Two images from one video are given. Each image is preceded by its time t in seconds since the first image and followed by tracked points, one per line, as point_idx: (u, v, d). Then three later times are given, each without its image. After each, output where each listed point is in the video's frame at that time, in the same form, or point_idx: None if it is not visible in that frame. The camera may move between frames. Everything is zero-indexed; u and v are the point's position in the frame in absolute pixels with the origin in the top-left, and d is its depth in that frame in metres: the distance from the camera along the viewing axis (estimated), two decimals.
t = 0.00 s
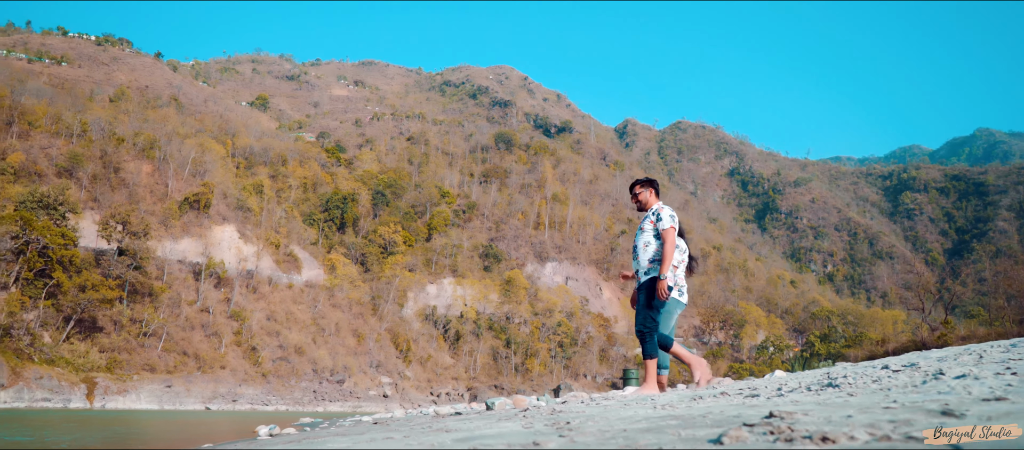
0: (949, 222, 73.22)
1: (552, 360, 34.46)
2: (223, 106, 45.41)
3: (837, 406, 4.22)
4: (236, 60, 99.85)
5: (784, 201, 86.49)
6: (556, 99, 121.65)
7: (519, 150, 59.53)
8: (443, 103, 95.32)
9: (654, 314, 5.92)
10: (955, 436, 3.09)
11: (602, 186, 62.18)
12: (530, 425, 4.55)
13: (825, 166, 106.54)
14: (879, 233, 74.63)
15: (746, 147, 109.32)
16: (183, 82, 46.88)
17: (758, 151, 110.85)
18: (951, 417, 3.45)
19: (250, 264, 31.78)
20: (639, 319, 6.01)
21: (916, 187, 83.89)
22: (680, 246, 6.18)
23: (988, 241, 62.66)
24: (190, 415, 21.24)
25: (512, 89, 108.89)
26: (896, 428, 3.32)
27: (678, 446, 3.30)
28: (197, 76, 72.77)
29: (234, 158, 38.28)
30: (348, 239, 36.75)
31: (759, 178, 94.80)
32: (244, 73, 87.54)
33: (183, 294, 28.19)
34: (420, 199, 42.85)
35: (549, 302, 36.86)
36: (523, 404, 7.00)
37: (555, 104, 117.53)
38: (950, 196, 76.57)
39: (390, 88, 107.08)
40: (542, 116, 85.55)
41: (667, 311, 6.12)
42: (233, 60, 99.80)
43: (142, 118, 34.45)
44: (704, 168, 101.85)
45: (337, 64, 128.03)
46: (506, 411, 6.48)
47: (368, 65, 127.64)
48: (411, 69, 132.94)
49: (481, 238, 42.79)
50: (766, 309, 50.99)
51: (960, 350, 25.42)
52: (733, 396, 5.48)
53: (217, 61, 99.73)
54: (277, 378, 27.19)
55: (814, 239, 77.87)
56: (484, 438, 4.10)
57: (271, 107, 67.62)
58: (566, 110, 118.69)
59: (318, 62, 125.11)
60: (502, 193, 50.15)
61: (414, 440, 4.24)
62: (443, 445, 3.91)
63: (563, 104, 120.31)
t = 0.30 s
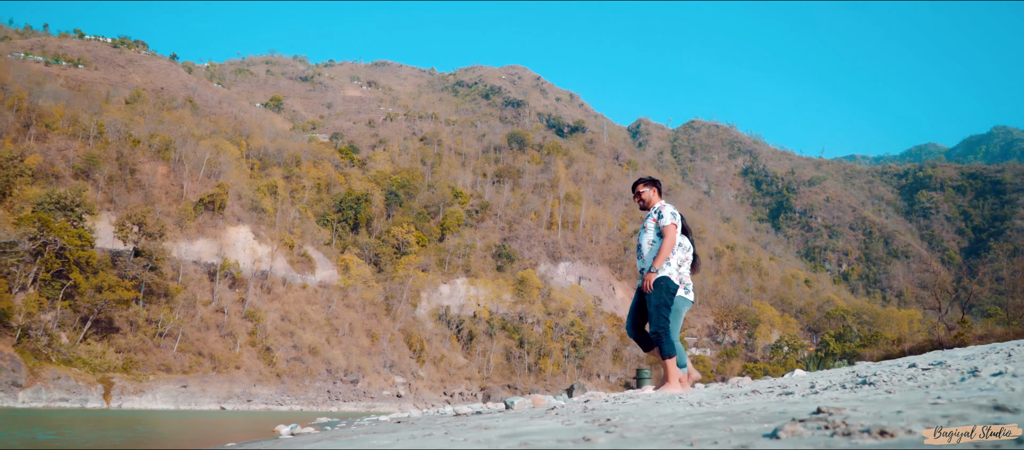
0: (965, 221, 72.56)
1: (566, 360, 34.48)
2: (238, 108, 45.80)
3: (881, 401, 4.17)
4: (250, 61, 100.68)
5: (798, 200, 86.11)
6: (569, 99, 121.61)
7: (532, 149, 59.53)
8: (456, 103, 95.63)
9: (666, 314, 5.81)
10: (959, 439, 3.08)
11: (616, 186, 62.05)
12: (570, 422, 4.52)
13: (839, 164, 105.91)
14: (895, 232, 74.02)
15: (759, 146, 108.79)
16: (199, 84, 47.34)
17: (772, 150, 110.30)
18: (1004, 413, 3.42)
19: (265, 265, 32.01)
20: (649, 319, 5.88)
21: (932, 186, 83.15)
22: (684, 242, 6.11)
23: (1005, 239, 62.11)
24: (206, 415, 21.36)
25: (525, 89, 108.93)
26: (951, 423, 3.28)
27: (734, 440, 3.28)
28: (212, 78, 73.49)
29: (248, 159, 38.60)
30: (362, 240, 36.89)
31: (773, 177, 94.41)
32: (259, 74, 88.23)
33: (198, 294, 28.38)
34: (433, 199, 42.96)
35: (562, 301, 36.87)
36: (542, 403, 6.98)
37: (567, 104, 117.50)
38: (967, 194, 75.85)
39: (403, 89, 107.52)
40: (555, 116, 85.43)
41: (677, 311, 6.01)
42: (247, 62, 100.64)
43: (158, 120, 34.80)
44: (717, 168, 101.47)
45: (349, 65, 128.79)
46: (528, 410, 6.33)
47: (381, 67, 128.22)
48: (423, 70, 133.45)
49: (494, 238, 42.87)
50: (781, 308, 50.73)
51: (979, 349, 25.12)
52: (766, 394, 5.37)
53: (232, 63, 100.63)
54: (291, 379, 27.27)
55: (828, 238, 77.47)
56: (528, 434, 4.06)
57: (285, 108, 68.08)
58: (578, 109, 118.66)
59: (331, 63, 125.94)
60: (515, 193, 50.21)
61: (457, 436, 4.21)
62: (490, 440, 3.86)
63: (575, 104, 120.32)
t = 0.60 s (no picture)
0: (970, 219, 72.41)
1: (569, 360, 34.46)
2: (242, 108, 45.88)
3: (910, 398, 4.15)
4: (254, 62, 100.93)
5: (802, 198, 86.01)
6: (572, 99, 121.67)
7: (536, 149, 59.53)
8: (459, 103, 95.76)
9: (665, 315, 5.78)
10: (961, 438, 2.92)
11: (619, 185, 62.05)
12: (598, 420, 4.52)
13: (843, 163, 105.70)
14: (899, 230, 73.80)
15: (763, 145, 108.61)
16: (202, 84, 47.50)
17: (776, 149, 110.21)
18: None
19: (268, 265, 32.09)
20: (651, 321, 5.83)
21: (937, 184, 82.98)
22: (676, 242, 6.14)
23: (1010, 238, 61.96)
24: (209, 415, 21.36)
25: (528, 89, 108.99)
26: (988, 417, 3.25)
27: (772, 436, 3.31)
28: (216, 79, 73.76)
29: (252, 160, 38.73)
30: (366, 240, 36.95)
31: (777, 176, 94.34)
32: (263, 75, 88.50)
33: (202, 294, 28.47)
34: (436, 199, 42.97)
35: (565, 301, 36.89)
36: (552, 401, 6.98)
37: (570, 103, 117.58)
38: (971, 192, 75.68)
39: (407, 89, 107.63)
40: (558, 115, 85.42)
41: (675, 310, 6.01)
42: (251, 63, 100.80)
43: (161, 121, 34.95)
44: (721, 167, 101.46)
45: (353, 65, 129.08)
46: (543, 408, 6.32)
47: (385, 67, 128.39)
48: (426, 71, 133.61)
49: (497, 238, 42.89)
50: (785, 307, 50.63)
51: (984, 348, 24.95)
52: (786, 392, 5.38)
53: (236, 63, 100.87)
54: (295, 379, 27.28)
55: (832, 237, 77.41)
56: (560, 431, 4.08)
57: (289, 108, 68.21)
58: (581, 109, 118.67)
59: (335, 64, 126.21)
60: (519, 193, 50.21)
61: (488, 433, 4.22)
62: (524, 438, 3.88)
63: (578, 103, 120.38)
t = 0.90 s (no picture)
0: (972, 218, 72.31)
1: (572, 359, 34.47)
2: (243, 108, 45.89)
3: (936, 394, 4.16)
4: (256, 62, 100.97)
5: (804, 197, 85.99)
6: (574, 98, 121.60)
7: (538, 149, 59.50)
8: (461, 103, 95.76)
9: (656, 318, 5.76)
10: (961, 439, 2.89)
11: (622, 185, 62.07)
12: (624, 416, 4.57)
13: (846, 162, 105.57)
14: (902, 229, 73.70)
15: (765, 144, 108.43)
16: (204, 85, 47.55)
17: (778, 147, 110.14)
18: None
19: (271, 265, 32.18)
20: (641, 326, 5.80)
21: (939, 183, 82.81)
22: (664, 246, 6.13)
23: (1013, 236, 61.85)
24: (213, 415, 21.41)
25: (531, 88, 108.80)
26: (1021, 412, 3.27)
27: (807, 431, 3.34)
28: (218, 79, 73.88)
29: (254, 160, 38.79)
30: (368, 240, 37.01)
31: (779, 175, 94.31)
32: (264, 75, 88.57)
33: (205, 295, 28.54)
34: (439, 199, 43.01)
35: (568, 300, 36.93)
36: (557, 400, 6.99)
37: (572, 103, 117.54)
38: (974, 190, 75.59)
39: (409, 89, 107.67)
40: (560, 115, 85.33)
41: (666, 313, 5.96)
42: (253, 63, 100.88)
43: (163, 122, 35.00)
44: (723, 166, 101.46)
45: (355, 65, 129.06)
46: (556, 406, 6.39)
47: (387, 67, 128.41)
48: (428, 71, 133.55)
49: (499, 238, 42.91)
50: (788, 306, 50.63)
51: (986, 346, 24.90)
52: (806, 389, 5.40)
53: (238, 64, 100.94)
54: (298, 379, 27.34)
55: (835, 236, 77.43)
56: (590, 427, 4.16)
57: (291, 108, 68.28)
58: (583, 108, 118.61)
59: (337, 64, 126.27)
60: (521, 193, 50.22)
61: (518, 430, 4.31)
62: (556, 435, 3.93)
63: (580, 103, 120.31)
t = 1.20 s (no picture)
0: (984, 215, 71.95)
1: (582, 359, 34.45)
2: (251, 110, 45.97)
3: (980, 387, 4.20)
4: (264, 64, 101.18)
5: (814, 196, 85.88)
6: (582, 98, 121.37)
7: (547, 148, 59.44)
8: (470, 103, 95.75)
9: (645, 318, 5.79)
10: (961, 439, 2.96)
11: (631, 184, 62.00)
12: (662, 410, 4.64)
13: (856, 160, 105.09)
14: (913, 227, 73.31)
15: (775, 142, 107.86)
16: (212, 87, 47.67)
17: (788, 146, 109.68)
18: None
19: (282, 266, 32.32)
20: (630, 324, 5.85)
21: (951, 180, 82.22)
22: (663, 245, 6.06)
23: None
24: (226, 415, 21.52)
25: (540, 88, 108.51)
26: None
27: (861, 424, 3.41)
28: (226, 81, 74.12)
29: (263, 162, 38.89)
30: (378, 240, 37.13)
31: (789, 173, 94.16)
32: (272, 76, 88.76)
33: (217, 296, 28.66)
34: (448, 199, 43.06)
35: (577, 300, 36.98)
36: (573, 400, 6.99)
37: (581, 102, 117.39)
38: (985, 188, 75.16)
39: (417, 89, 107.73)
40: (569, 114, 85.04)
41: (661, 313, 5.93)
42: (261, 64, 101.13)
43: (173, 124, 35.12)
44: (733, 164, 101.29)
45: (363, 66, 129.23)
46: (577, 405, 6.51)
47: (395, 67, 128.45)
48: (435, 71, 133.50)
49: (509, 238, 42.95)
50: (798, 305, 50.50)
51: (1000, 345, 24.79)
52: (839, 384, 5.43)
53: (246, 65, 101.23)
54: (310, 379, 27.46)
55: (845, 234, 77.39)
56: (632, 422, 4.22)
57: (299, 110, 68.45)
58: (592, 107, 118.35)
59: (344, 65, 126.47)
60: (530, 192, 50.24)
61: (559, 425, 4.37)
62: (601, 429, 4.01)
63: (588, 102, 120.09)
